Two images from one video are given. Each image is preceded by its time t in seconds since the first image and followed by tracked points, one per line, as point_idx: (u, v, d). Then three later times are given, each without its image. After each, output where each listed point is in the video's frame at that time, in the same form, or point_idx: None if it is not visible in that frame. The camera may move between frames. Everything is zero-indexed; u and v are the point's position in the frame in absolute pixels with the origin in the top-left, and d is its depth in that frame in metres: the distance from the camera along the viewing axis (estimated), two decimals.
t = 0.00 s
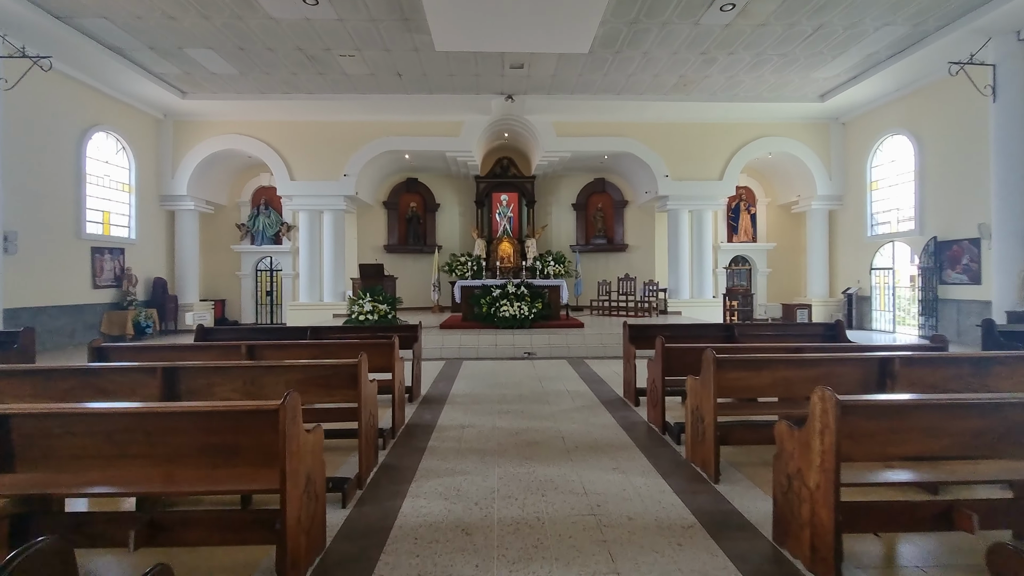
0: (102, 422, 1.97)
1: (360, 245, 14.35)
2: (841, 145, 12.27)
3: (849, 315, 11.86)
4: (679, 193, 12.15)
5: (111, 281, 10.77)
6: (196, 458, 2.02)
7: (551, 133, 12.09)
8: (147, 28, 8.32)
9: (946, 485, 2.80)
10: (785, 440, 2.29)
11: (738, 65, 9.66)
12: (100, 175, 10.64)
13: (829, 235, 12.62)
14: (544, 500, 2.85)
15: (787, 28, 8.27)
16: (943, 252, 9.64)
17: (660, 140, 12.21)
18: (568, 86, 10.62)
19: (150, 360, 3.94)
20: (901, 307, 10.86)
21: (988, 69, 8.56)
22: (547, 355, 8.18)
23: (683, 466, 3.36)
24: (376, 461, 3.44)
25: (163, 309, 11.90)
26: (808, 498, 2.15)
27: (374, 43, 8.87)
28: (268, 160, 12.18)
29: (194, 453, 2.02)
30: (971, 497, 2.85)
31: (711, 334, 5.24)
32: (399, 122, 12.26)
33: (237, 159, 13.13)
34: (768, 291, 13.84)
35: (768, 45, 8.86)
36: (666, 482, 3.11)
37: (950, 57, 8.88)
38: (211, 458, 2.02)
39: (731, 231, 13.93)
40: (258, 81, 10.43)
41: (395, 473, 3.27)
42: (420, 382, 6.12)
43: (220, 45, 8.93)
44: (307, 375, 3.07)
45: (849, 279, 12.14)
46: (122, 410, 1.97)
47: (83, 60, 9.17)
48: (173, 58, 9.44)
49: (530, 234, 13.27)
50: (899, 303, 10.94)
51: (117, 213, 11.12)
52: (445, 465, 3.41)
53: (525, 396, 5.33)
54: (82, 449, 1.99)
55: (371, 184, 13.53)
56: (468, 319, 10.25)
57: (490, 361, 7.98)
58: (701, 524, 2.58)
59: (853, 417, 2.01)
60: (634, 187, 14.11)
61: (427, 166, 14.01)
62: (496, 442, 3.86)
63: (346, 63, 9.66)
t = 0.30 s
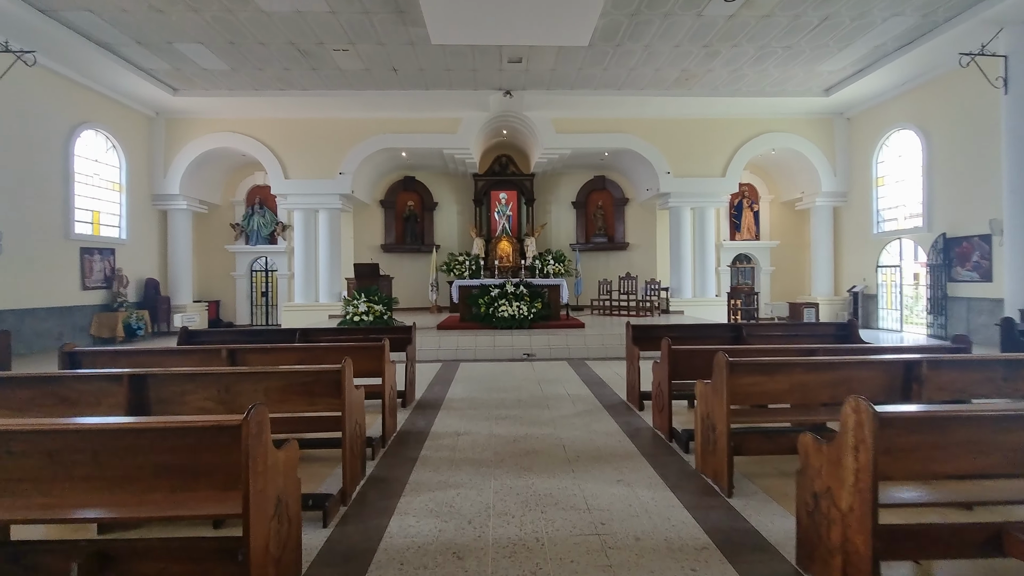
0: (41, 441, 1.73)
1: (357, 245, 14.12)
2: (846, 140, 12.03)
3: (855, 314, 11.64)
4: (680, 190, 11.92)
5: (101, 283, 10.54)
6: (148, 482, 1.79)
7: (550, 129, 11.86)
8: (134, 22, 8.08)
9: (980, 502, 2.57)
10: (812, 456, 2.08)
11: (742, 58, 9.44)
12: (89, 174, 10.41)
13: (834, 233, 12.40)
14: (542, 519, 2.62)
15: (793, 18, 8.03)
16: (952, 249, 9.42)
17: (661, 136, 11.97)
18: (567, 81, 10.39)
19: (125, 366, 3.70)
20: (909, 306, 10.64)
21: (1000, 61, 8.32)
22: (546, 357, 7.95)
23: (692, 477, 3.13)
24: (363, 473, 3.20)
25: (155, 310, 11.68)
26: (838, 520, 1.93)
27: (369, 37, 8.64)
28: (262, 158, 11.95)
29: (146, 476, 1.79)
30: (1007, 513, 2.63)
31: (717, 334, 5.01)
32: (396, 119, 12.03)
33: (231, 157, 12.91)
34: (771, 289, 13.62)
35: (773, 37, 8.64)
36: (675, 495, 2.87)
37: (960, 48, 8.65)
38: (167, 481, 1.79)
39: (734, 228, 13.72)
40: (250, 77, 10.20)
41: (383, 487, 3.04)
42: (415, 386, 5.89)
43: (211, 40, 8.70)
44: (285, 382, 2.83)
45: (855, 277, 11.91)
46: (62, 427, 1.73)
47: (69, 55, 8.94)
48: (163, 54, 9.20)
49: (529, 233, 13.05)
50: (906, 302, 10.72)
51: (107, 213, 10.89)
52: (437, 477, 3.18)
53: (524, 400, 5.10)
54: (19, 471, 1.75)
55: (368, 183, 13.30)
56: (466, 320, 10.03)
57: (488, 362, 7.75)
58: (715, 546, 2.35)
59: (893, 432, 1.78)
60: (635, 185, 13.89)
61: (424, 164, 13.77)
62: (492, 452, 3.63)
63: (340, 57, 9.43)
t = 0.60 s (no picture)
0: None
1: (352, 245, 13.89)
2: (850, 136, 11.79)
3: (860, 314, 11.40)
4: (681, 188, 11.68)
5: (90, 285, 10.31)
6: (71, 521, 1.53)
7: (549, 126, 11.62)
8: (119, 15, 7.84)
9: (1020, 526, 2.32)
10: (841, 479, 1.86)
11: (745, 53, 9.19)
12: (77, 173, 10.18)
13: (838, 231, 12.15)
14: (537, 545, 2.37)
15: (798, 10, 7.79)
16: (961, 247, 9.17)
17: (662, 133, 11.73)
18: (566, 77, 10.15)
19: (94, 375, 3.47)
20: (917, 306, 10.41)
21: (1011, 52, 8.08)
22: (545, 360, 7.72)
23: (701, 495, 2.89)
24: (345, 491, 2.96)
25: (146, 313, 11.46)
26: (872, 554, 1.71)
27: (361, 31, 8.40)
28: (255, 158, 11.71)
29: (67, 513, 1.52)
30: None
31: (724, 337, 4.78)
32: (391, 116, 11.79)
33: (224, 157, 12.68)
34: (774, 289, 13.39)
35: (777, 30, 8.39)
36: (683, 517, 2.63)
37: (970, 40, 8.39)
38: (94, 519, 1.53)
39: (736, 228, 13.44)
40: (241, 73, 9.96)
41: (365, 508, 2.80)
42: (407, 392, 5.65)
43: (198, 35, 8.45)
44: (256, 395, 2.56)
45: (860, 276, 11.67)
46: None
47: (53, 50, 8.69)
48: (150, 49, 8.96)
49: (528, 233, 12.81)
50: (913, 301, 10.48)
51: (95, 213, 10.66)
52: (424, 495, 2.94)
53: (521, 407, 4.86)
54: None
55: (363, 182, 13.07)
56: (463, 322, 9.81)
57: (485, 365, 7.52)
58: None
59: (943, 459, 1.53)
60: (635, 183, 13.65)
61: (422, 163, 13.53)
62: (486, 465, 3.39)
63: (332, 53, 9.19)
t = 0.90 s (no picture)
0: None
1: (351, 245, 13.69)
2: (857, 138, 11.58)
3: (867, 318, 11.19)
4: (685, 189, 11.47)
5: (81, 283, 10.11)
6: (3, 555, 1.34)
7: (551, 125, 11.41)
8: (110, 7, 7.66)
9: None
10: (882, 508, 1.70)
11: (751, 51, 9.00)
12: (69, 169, 9.98)
13: (844, 234, 11.96)
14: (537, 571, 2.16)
15: (806, 7, 7.60)
16: (972, 250, 8.96)
17: (666, 133, 11.52)
18: (569, 74, 9.96)
19: (68, 380, 3.27)
20: (926, 310, 10.20)
21: None
22: (547, 364, 7.51)
23: (714, 514, 2.68)
24: (331, 508, 2.75)
25: (140, 312, 11.26)
26: None
27: (359, 26, 8.20)
28: (252, 155, 11.51)
29: None
30: None
31: (733, 342, 4.57)
32: (390, 114, 11.60)
33: (221, 154, 12.48)
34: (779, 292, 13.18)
35: (784, 28, 8.20)
36: (697, 540, 2.42)
37: (983, 38, 8.18)
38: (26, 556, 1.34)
39: (741, 229, 13.28)
40: (238, 69, 9.77)
41: (352, 526, 2.59)
42: (403, 396, 5.44)
43: (193, 28, 8.26)
44: (234, 404, 2.36)
45: (867, 280, 11.46)
46: None
47: (43, 42, 8.50)
48: (143, 43, 8.76)
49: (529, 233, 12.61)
50: (922, 306, 10.27)
51: (88, 210, 10.46)
52: (416, 513, 2.73)
53: (521, 414, 4.65)
54: None
55: (362, 180, 12.86)
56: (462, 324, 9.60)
57: (485, 369, 7.31)
58: None
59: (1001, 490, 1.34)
60: (639, 184, 13.45)
61: (422, 162, 13.34)
62: (483, 478, 3.18)
63: (331, 48, 8.99)
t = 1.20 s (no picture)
0: None
1: (353, 238, 13.48)
2: (873, 149, 11.35)
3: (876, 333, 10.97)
4: (695, 194, 11.25)
5: (76, 266, 9.92)
6: None
7: (561, 124, 11.18)
8: None
9: None
10: (941, 550, 1.68)
11: (769, 55, 8.78)
12: (68, 149, 9.78)
13: (855, 246, 11.73)
14: None
15: (831, 10, 7.37)
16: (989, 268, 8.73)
17: (678, 136, 11.29)
18: (582, 72, 9.74)
19: (40, 366, 3.06)
20: (938, 327, 9.97)
21: None
22: (548, 367, 7.30)
23: (731, 541, 2.47)
24: (314, 517, 2.53)
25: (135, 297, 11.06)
26: None
27: (370, 13, 7.99)
28: (255, 143, 11.30)
29: None
30: None
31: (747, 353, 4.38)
32: (398, 106, 11.38)
33: (224, 140, 12.27)
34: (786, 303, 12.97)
35: (806, 32, 7.98)
36: (715, 571, 2.21)
37: (1011, 49, 7.94)
38: None
39: (750, 238, 13.05)
40: (244, 53, 9.56)
41: (338, 539, 2.37)
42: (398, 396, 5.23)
43: (199, 9, 8.04)
44: (209, 400, 2.14)
45: (877, 294, 11.22)
46: None
47: (46, 18, 8.29)
48: (148, 22, 8.55)
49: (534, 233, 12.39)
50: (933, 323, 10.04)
51: (87, 191, 10.26)
52: (407, 527, 2.51)
53: (522, 419, 4.43)
54: None
55: (366, 173, 12.65)
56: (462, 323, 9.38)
57: (484, 370, 7.10)
58: None
59: None
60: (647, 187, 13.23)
61: (428, 157, 13.12)
62: (482, 489, 2.97)
63: (340, 35, 8.78)
